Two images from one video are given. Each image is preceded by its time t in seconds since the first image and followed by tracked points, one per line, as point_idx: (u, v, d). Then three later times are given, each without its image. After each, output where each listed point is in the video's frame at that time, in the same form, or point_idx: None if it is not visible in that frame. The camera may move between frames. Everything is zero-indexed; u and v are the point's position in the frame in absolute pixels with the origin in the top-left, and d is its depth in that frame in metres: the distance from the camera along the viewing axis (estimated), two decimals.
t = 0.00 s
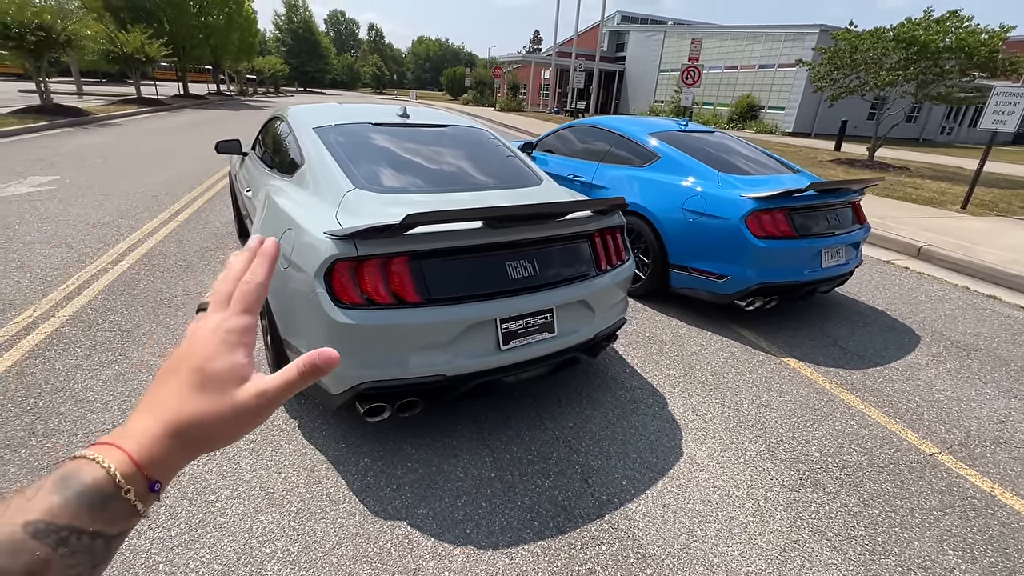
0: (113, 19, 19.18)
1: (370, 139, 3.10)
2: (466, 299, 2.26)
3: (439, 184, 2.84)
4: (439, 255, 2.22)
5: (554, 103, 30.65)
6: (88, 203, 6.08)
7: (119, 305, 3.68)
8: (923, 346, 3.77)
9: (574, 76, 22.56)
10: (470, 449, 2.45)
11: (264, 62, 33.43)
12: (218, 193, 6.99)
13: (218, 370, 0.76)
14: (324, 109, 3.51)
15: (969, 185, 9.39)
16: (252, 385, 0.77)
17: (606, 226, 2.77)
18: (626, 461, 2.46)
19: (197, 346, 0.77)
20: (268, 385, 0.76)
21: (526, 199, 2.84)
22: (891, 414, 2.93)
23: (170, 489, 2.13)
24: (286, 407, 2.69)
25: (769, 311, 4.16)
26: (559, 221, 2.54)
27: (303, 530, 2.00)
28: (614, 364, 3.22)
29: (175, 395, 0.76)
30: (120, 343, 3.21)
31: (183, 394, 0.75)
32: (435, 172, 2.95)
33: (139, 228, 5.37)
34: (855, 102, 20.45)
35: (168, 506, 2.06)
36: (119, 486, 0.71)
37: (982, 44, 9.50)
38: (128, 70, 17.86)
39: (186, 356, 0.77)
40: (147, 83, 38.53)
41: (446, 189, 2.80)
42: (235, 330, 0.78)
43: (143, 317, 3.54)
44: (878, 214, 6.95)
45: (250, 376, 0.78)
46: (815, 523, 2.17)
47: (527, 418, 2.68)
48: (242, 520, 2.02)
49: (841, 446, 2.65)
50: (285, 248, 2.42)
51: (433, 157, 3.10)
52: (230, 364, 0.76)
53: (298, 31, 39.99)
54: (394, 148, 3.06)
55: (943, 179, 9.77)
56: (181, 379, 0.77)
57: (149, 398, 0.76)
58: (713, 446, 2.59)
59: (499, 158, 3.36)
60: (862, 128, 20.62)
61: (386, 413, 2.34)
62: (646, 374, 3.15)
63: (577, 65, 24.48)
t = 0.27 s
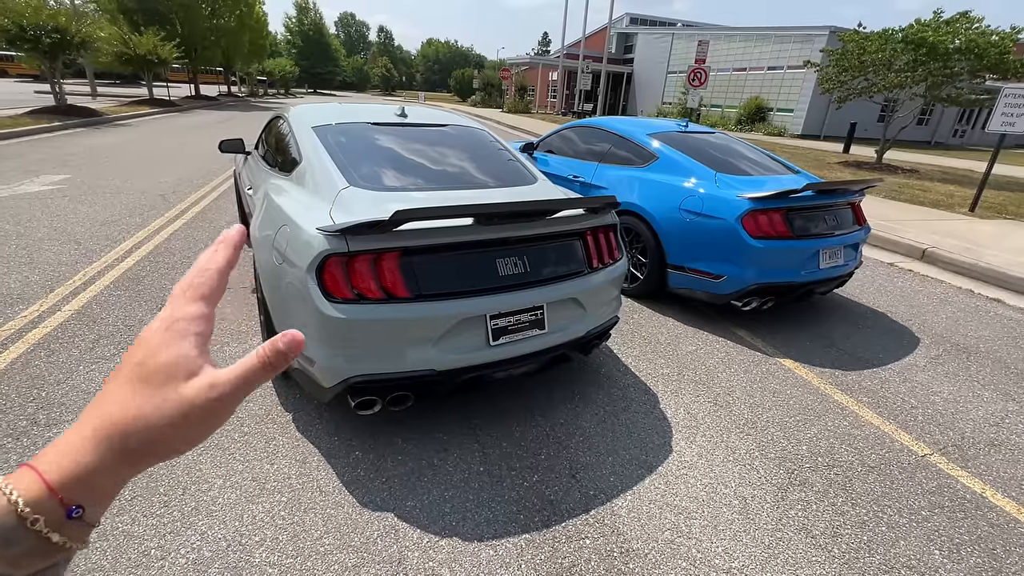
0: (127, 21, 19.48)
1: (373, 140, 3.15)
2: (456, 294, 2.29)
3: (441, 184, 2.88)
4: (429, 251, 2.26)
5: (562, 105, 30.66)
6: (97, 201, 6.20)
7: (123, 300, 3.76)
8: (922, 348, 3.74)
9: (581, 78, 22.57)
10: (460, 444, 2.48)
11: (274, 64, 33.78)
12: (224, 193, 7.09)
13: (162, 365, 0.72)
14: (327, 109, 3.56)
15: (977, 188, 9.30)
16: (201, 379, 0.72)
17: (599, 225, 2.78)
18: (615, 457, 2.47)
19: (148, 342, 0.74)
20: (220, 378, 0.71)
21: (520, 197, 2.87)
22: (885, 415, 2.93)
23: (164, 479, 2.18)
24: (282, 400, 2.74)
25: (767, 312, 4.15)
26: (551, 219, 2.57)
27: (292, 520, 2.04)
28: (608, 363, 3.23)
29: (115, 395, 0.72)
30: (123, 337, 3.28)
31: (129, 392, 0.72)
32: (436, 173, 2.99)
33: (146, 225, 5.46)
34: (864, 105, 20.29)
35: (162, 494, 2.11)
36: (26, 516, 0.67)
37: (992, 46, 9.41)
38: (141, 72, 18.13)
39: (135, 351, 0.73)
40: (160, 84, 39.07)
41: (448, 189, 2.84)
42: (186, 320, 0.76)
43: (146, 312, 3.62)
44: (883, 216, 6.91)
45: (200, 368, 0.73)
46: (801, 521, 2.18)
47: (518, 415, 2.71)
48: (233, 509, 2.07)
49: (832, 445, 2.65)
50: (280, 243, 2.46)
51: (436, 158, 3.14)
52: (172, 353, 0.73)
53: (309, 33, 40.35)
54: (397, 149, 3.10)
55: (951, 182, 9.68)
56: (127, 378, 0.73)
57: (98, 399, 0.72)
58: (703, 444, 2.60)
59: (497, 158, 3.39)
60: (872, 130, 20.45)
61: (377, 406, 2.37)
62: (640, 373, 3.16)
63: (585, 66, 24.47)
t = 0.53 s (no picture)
0: (135, 22, 19.67)
1: (375, 141, 3.19)
2: (451, 293, 2.32)
3: (442, 185, 2.92)
4: (425, 250, 2.29)
5: (567, 106, 30.68)
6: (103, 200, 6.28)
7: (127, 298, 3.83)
8: (920, 349, 3.74)
9: (586, 78, 22.59)
10: (456, 440, 2.51)
11: (281, 65, 33.98)
12: (228, 192, 7.16)
13: None
14: (329, 109, 3.61)
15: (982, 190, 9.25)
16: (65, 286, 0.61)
17: (595, 225, 2.81)
18: (609, 455, 2.49)
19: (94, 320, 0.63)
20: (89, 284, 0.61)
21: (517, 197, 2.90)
22: (880, 415, 2.94)
23: (165, 472, 2.23)
24: (281, 397, 2.78)
25: (766, 313, 4.16)
26: (547, 219, 2.59)
27: (289, 513, 2.08)
28: (605, 362, 3.26)
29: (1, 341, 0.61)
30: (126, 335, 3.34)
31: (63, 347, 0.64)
32: (437, 174, 3.02)
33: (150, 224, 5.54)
34: (870, 105, 20.19)
35: (163, 487, 2.15)
36: None
37: (998, 46, 9.36)
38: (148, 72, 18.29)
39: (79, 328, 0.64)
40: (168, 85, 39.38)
41: (449, 190, 2.87)
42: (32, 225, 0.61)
43: (150, 310, 3.69)
44: (885, 218, 6.89)
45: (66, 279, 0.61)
46: (792, 519, 2.20)
47: (514, 412, 2.73)
48: (232, 502, 2.11)
49: (826, 445, 2.66)
50: (279, 242, 2.50)
51: (438, 159, 3.18)
52: (5, 259, 0.55)
53: (315, 34, 40.55)
54: (399, 150, 3.14)
55: (956, 183, 9.64)
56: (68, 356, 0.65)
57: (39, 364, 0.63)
58: (697, 443, 2.62)
59: (496, 159, 3.43)
60: (878, 131, 20.35)
61: (374, 403, 2.41)
62: (636, 372, 3.19)
63: (590, 66, 24.45)
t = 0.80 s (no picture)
0: (138, 22, 19.70)
1: (377, 140, 3.19)
2: (451, 292, 2.33)
3: (445, 185, 2.92)
4: (425, 249, 2.29)
5: (569, 105, 30.71)
6: (106, 199, 6.30)
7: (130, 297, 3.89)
8: (922, 349, 3.74)
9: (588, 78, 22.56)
10: (456, 439, 2.52)
11: (283, 64, 34.02)
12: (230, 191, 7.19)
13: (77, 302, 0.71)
14: (330, 109, 3.61)
15: (985, 189, 9.22)
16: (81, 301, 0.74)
17: (596, 224, 2.81)
18: (609, 454, 2.50)
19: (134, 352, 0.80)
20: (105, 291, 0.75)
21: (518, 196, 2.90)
22: (881, 415, 2.93)
23: (167, 470, 2.24)
24: (282, 395, 2.79)
25: (767, 313, 4.16)
26: (548, 218, 2.60)
27: (290, 511, 2.08)
28: (605, 361, 3.26)
29: (33, 326, 0.66)
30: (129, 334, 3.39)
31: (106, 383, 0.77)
32: (439, 173, 3.02)
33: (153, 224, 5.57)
34: (873, 105, 20.13)
35: (164, 484, 2.16)
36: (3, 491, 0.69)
37: (1001, 45, 9.32)
38: (151, 72, 18.33)
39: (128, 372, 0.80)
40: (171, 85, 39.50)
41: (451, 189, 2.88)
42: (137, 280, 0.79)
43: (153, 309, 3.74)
44: (888, 217, 6.87)
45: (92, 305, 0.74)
46: (792, 518, 2.20)
47: (514, 411, 2.74)
48: (233, 500, 2.12)
49: (826, 444, 2.66)
50: (280, 240, 2.51)
51: (441, 159, 3.18)
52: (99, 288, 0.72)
53: (317, 33, 40.58)
54: (401, 149, 3.14)
55: (959, 183, 9.61)
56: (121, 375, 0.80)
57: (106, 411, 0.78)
58: (696, 442, 2.62)
59: (497, 158, 3.43)
60: (881, 131, 20.29)
61: (374, 401, 2.42)
62: (637, 371, 3.19)
63: (591, 66, 24.41)
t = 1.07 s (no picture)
0: (133, 18, 19.58)
1: (376, 137, 3.16)
2: (452, 291, 2.30)
3: (443, 182, 2.89)
4: (426, 248, 2.27)
5: (566, 102, 30.70)
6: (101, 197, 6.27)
7: (127, 296, 3.90)
8: (922, 348, 3.73)
9: (585, 76, 22.53)
10: (457, 439, 2.50)
11: (279, 61, 33.87)
12: (227, 189, 7.15)
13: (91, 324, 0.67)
14: (328, 105, 3.57)
15: (983, 187, 9.23)
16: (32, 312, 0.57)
17: (598, 222, 2.79)
18: (611, 454, 2.48)
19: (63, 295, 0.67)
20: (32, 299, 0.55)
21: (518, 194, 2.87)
22: (883, 414, 2.93)
23: (164, 471, 2.22)
24: (281, 395, 2.77)
25: (767, 311, 4.14)
26: (549, 216, 2.57)
27: (289, 513, 2.06)
28: (606, 360, 3.24)
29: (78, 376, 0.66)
30: (126, 333, 3.38)
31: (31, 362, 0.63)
32: (438, 171, 3.00)
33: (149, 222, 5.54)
34: (871, 103, 20.15)
35: (161, 486, 2.14)
36: None
37: (999, 44, 9.33)
38: (146, 68, 18.22)
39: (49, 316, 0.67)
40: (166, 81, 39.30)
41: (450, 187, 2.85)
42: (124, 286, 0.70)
43: (150, 308, 3.73)
44: (887, 215, 6.87)
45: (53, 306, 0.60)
46: (795, 519, 2.18)
47: (515, 411, 2.72)
48: (231, 502, 2.09)
49: (828, 444, 2.65)
50: (279, 239, 2.48)
51: (439, 156, 3.15)
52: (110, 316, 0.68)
53: (314, 30, 40.40)
54: (400, 147, 3.11)
55: (957, 181, 9.63)
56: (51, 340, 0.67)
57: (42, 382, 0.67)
58: (698, 442, 2.60)
59: (497, 155, 3.40)
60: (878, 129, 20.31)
61: (374, 402, 2.39)
62: (638, 370, 3.17)
63: (589, 63, 24.37)
